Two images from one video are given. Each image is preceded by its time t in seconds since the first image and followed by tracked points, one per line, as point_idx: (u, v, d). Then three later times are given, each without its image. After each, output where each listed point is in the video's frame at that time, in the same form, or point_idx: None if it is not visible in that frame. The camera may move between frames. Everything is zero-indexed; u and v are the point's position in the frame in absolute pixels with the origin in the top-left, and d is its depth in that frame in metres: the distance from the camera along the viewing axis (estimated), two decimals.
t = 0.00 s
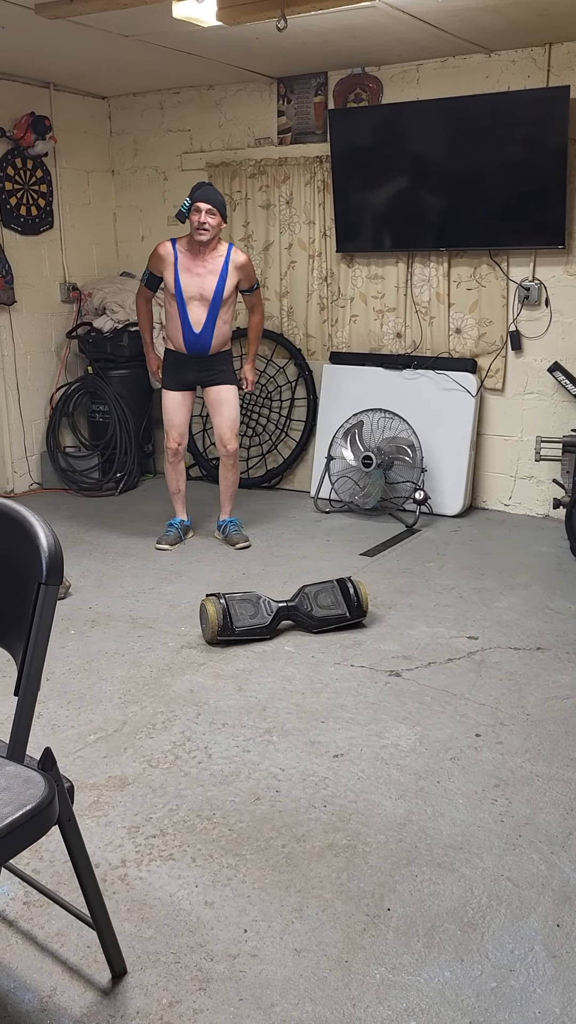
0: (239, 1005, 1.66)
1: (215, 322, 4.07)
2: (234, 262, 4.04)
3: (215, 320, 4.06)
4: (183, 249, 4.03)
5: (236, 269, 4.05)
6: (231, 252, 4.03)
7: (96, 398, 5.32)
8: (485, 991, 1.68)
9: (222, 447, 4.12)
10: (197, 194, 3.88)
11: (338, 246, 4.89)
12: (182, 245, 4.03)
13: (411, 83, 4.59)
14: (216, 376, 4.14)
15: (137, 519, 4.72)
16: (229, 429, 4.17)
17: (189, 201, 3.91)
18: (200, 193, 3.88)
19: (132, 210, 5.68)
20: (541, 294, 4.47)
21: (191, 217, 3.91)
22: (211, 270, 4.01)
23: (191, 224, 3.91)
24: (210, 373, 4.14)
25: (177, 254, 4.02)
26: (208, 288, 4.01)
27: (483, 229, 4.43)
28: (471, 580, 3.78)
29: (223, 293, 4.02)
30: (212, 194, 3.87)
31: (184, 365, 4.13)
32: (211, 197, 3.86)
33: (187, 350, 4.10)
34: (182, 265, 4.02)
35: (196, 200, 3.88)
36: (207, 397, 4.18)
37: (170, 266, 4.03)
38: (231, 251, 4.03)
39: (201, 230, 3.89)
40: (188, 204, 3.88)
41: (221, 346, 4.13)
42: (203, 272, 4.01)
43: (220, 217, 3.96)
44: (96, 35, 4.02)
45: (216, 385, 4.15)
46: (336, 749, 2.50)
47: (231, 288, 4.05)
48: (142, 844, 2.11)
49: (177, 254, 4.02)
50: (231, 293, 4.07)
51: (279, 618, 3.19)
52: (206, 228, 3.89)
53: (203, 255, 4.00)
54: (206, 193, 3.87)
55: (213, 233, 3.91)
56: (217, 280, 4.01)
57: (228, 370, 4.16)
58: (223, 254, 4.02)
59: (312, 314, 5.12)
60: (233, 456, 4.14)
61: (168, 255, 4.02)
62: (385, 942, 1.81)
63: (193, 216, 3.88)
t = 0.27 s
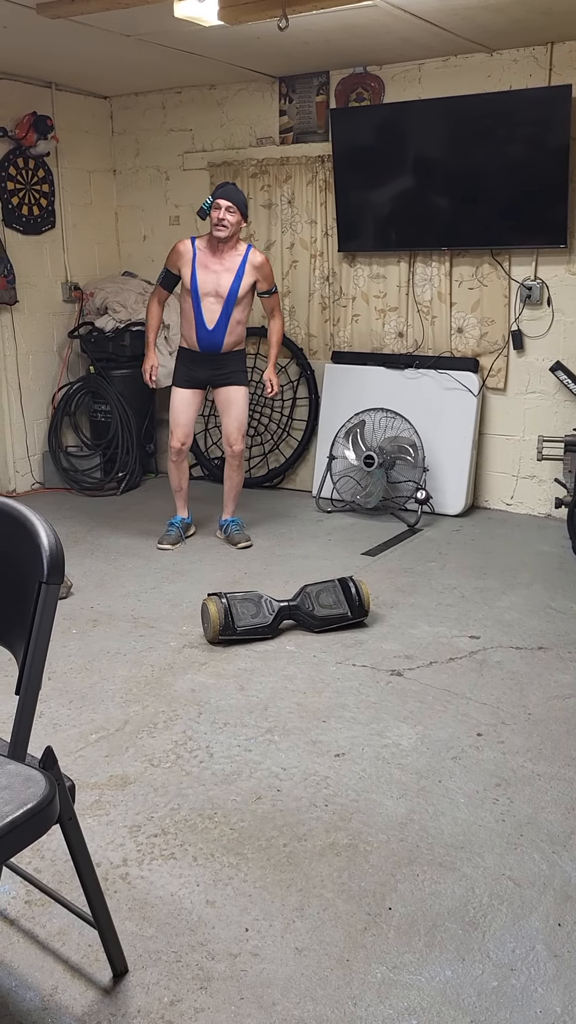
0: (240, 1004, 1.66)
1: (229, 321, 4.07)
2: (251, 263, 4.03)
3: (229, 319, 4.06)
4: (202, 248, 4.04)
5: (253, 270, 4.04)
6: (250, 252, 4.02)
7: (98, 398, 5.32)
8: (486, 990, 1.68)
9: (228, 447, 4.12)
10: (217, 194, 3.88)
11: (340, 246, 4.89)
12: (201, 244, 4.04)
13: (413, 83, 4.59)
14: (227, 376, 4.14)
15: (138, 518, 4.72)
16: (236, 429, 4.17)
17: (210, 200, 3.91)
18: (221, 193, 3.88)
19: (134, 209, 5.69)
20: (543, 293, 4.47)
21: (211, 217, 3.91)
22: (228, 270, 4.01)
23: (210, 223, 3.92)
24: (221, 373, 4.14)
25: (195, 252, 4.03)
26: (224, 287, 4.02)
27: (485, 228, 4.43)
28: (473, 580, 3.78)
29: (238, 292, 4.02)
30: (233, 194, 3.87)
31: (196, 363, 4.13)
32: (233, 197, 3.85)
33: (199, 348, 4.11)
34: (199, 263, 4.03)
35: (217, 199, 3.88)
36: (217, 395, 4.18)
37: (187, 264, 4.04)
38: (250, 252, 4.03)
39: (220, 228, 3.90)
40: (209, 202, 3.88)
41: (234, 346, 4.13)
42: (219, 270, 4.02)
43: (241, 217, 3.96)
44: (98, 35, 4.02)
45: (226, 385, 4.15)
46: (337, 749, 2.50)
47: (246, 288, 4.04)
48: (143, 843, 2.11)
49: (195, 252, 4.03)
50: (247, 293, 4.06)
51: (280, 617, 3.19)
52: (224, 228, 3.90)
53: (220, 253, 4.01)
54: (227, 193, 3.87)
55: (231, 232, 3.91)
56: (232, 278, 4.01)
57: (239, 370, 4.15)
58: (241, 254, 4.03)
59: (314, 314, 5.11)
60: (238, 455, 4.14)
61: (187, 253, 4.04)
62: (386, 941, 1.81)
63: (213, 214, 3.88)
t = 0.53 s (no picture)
0: (242, 1003, 1.66)
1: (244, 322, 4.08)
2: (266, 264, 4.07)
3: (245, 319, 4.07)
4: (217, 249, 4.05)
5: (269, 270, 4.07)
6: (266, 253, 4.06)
7: (100, 398, 5.32)
8: (487, 989, 1.68)
9: (237, 448, 4.12)
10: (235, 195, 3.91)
11: (342, 246, 4.89)
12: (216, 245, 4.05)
13: (415, 82, 4.58)
14: (241, 376, 4.15)
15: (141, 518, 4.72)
16: (246, 429, 4.17)
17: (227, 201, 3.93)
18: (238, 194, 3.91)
19: (136, 209, 5.69)
20: (545, 293, 4.46)
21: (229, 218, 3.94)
22: (245, 270, 4.03)
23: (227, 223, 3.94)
24: (235, 374, 4.13)
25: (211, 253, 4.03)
26: (241, 288, 4.03)
27: (487, 228, 4.43)
28: (475, 579, 3.78)
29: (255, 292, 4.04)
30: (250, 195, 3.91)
31: (210, 364, 4.11)
32: (250, 200, 3.89)
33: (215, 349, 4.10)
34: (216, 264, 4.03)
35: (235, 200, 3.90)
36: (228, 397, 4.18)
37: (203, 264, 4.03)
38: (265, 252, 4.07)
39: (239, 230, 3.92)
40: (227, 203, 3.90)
41: (249, 346, 4.14)
42: (235, 271, 4.03)
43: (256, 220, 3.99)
44: (101, 35, 4.02)
45: (239, 386, 4.15)
46: (339, 748, 2.50)
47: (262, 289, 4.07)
48: (145, 842, 2.11)
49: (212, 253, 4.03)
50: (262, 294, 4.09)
51: (282, 617, 3.19)
52: (243, 229, 3.92)
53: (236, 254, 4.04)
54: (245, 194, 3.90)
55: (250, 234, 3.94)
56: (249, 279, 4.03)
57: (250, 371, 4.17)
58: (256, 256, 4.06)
59: (316, 314, 5.11)
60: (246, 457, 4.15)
61: (202, 254, 4.03)
62: (388, 940, 1.81)
63: (231, 216, 3.90)
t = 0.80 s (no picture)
0: (244, 1003, 1.66)
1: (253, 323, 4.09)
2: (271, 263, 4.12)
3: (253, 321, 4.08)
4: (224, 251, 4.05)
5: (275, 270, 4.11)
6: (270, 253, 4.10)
7: (103, 398, 5.33)
8: (490, 989, 1.68)
9: (245, 448, 4.11)
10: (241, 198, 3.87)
11: (344, 245, 4.89)
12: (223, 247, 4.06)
13: (418, 82, 4.58)
14: (252, 376, 4.15)
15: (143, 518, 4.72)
16: (255, 430, 4.17)
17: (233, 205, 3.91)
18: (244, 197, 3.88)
19: (138, 209, 5.69)
20: (548, 293, 4.46)
21: (235, 224, 3.89)
22: (253, 270, 4.06)
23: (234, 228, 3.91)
24: (245, 375, 4.14)
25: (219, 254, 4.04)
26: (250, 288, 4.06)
27: (489, 228, 4.43)
28: (477, 579, 3.78)
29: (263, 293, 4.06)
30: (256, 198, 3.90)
31: (222, 365, 4.10)
32: (256, 206, 3.83)
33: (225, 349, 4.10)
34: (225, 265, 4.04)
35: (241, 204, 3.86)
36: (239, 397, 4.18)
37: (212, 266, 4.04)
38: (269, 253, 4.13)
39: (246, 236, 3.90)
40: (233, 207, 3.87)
41: (257, 346, 4.16)
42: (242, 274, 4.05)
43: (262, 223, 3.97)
44: (103, 35, 4.02)
45: (250, 387, 4.16)
46: (341, 748, 2.50)
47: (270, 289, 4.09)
48: (148, 841, 2.11)
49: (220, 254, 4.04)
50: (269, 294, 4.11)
51: (285, 617, 3.19)
52: (250, 232, 3.90)
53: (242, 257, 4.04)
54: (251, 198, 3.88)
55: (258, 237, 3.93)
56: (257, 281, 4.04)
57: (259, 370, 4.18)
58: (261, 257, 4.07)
59: (319, 313, 5.12)
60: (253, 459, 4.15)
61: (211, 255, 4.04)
62: (390, 939, 1.81)
63: (238, 221, 3.86)
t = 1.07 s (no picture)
0: (246, 1002, 1.66)
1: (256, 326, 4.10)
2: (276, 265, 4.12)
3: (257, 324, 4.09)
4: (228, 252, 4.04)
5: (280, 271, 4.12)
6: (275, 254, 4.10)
7: (104, 398, 5.34)
8: (492, 989, 1.68)
9: (247, 448, 4.11)
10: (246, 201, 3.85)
11: (346, 245, 4.89)
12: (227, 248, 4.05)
13: (420, 81, 4.58)
14: (255, 377, 4.16)
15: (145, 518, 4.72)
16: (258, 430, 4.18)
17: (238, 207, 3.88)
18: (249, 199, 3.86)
19: (140, 209, 5.69)
20: (550, 293, 4.46)
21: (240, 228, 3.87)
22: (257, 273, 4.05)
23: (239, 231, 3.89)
24: (248, 376, 4.14)
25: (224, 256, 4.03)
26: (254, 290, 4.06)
27: (491, 228, 4.43)
28: (479, 579, 3.78)
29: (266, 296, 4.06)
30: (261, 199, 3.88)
31: (225, 366, 4.10)
32: (260, 210, 3.81)
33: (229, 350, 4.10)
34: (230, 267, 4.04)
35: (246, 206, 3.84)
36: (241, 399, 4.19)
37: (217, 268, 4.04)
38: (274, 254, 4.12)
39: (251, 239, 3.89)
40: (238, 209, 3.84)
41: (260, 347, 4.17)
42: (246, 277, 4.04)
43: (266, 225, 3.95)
44: (105, 34, 4.03)
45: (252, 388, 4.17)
46: (343, 748, 2.50)
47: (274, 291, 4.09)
48: (149, 841, 2.11)
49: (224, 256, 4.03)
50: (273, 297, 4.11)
51: (286, 617, 3.19)
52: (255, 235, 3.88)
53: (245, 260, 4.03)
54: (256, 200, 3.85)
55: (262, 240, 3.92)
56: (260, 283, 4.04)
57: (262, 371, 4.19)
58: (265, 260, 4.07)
59: (320, 313, 5.12)
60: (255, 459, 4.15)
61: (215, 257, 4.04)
62: (392, 939, 1.81)
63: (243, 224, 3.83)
